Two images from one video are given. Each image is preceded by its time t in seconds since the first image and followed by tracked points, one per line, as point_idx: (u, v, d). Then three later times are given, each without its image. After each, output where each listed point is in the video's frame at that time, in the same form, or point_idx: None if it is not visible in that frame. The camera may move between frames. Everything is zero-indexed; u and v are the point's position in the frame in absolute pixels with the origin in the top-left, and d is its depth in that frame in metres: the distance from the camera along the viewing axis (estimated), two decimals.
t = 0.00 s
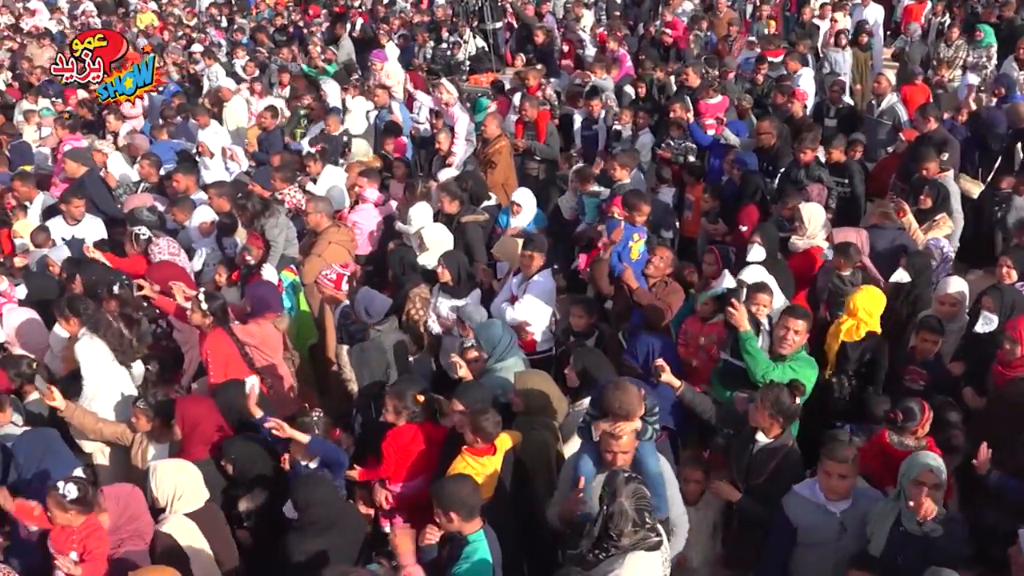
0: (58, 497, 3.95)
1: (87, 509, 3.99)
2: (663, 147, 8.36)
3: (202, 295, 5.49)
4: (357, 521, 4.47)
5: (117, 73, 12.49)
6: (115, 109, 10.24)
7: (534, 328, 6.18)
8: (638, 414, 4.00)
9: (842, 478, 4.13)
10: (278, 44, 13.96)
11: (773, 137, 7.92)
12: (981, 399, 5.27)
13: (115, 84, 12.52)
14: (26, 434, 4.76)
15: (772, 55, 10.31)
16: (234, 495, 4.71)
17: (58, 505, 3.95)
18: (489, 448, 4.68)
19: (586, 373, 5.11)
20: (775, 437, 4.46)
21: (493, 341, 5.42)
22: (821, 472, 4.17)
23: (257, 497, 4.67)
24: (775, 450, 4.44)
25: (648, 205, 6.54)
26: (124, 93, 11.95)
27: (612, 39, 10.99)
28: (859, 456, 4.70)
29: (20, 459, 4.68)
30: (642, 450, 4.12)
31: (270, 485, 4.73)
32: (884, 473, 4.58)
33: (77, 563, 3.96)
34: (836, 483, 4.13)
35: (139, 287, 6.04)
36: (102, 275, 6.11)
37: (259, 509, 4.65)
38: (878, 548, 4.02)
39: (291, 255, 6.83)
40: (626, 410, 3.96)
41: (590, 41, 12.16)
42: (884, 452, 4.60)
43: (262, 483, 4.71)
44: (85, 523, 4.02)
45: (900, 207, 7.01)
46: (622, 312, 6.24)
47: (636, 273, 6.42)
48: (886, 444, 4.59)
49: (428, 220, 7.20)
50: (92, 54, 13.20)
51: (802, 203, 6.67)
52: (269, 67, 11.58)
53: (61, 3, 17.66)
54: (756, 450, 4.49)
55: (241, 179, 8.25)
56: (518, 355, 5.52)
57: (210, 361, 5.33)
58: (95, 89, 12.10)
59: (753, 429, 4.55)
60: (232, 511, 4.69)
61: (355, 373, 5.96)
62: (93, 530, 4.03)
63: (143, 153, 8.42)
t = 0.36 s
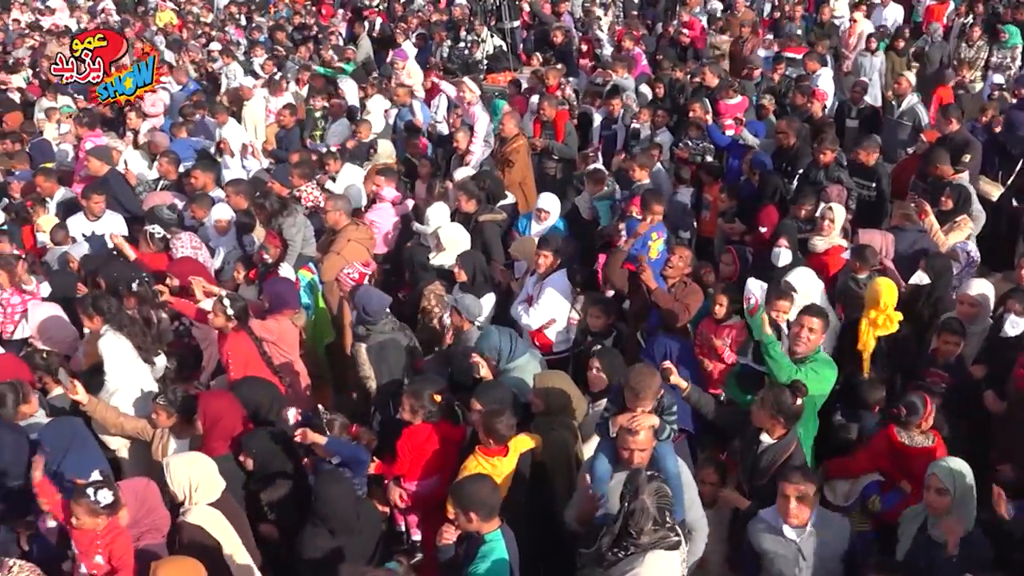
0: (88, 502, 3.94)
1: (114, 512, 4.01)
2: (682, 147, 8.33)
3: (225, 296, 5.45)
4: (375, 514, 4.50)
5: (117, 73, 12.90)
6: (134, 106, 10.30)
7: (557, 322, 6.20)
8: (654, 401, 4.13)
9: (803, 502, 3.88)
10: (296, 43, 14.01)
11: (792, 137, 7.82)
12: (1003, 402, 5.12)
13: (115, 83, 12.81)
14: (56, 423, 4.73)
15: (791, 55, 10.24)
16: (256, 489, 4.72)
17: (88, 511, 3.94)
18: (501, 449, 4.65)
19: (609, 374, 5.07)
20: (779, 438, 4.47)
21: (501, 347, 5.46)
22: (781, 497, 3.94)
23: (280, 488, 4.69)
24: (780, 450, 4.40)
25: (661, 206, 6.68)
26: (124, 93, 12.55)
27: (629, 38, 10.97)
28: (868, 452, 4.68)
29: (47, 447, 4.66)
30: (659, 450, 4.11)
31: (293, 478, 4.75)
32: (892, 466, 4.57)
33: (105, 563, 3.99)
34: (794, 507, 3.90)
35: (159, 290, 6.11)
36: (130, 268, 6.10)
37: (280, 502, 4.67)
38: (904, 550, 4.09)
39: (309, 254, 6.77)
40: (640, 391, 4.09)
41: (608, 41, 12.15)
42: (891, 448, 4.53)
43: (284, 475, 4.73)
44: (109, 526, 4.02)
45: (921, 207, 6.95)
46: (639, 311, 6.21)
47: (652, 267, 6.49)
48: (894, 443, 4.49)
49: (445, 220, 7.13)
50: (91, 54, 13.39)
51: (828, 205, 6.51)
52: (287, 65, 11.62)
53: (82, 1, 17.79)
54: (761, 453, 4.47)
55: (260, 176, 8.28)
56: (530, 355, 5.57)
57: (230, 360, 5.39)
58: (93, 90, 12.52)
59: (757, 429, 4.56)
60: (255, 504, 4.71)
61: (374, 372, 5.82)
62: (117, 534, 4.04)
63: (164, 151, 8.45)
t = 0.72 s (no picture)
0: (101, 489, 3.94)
1: (126, 502, 3.99)
2: (701, 147, 8.29)
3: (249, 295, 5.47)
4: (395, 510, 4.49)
5: (116, 72, 12.77)
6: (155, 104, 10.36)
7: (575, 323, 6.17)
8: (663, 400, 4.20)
9: (795, 516, 3.75)
10: (314, 41, 14.03)
11: (813, 137, 7.76)
12: None
13: (115, 83, 12.61)
14: (80, 419, 4.79)
15: (812, 55, 10.16)
16: (275, 485, 4.74)
17: (104, 501, 3.93)
18: (521, 447, 4.64)
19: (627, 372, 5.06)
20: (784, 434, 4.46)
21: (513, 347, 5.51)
22: (773, 509, 3.83)
23: (299, 484, 4.68)
24: (784, 445, 4.42)
25: (681, 201, 6.70)
26: (123, 93, 12.43)
27: (648, 37, 10.92)
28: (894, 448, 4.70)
29: (71, 441, 4.74)
30: (673, 448, 4.19)
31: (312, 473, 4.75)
32: (921, 464, 4.55)
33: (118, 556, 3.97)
34: (784, 522, 3.77)
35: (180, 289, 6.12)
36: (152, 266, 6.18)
37: (301, 498, 4.66)
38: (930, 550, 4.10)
39: (326, 252, 6.79)
40: (647, 395, 4.20)
41: (627, 39, 12.10)
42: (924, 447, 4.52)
43: (303, 471, 4.73)
44: (120, 516, 4.01)
45: (944, 208, 6.87)
46: (658, 312, 6.19)
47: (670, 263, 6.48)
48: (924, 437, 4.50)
49: (466, 219, 7.12)
50: (90, 54, 13.13)
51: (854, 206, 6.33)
52: (306, 64, 11.64)
53: None
54: (764, 450, 4.49)
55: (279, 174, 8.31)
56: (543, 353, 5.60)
57: (251, 357, 5.42)
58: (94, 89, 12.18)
59: (762, 425, 4.56)
60: (275, 500, 4.70)
61: (395, 369, 5.71)
62: (128, 523, 4.02)
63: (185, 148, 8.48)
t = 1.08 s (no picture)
0: (119, 478, 3.95)
1: (144, 494, 3.98)
2: (722, 147, 8.26)
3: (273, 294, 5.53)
4: (417, 511, 4.47)
5: (116, 73, 12.28)
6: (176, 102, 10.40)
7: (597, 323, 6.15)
8: (666, 411, 3.99)
9: (809, 562, 3.36)
10: (333, 39, 14.07)
11: (834, 137, 7.67)
12: None
13: (115, 83, 12.23)
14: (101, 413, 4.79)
15: (834, 55, 10.10)
16: (294, 481, 4.77)
17: (125, 491, 3.93)
18: (547, 443, 4.63)
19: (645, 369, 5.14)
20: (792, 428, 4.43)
21: (539, 342, 5.50)
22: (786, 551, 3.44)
23: (314, 484, 4.71)
24: (793, 440, 4.39)
25: (704, 200, 6.68)
26: (123, 95, 11.94)
27: (668, 36, 10.88)
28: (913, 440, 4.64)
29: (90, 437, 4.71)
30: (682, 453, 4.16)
31: (329, 473, 4.76)
32: (942, 457, 4.50)
33: (141, 551, 3.93)
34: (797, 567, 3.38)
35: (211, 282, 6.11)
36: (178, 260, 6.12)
37: (316, 498, 4.68)
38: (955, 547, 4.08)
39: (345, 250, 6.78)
40: (649, 403, 3.98)
41: (647, 39, 12.07)
42: (944, 441, 4.49)
43: (320, 471, 4.75)
44: (142, 508, 4.00)
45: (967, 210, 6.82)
46: (679, 311, 6.16)
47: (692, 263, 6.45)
48: (943, 431, 4.49)
49: (486, 219, 7.17)
50: (90, 54, 13.03)
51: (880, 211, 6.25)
52: (326, 62, 11.66)
53: None
54: (773, 442, 4.47)
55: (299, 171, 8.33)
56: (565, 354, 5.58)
57: (274, 354, 5.45)
58: (93, 90, 11.80)
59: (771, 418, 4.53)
60: (291, 497, 4.75)
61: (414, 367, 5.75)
62: (150, 516, 4.01)
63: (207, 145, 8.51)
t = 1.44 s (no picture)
0: (151, 481, 4.02)
1: (175, 496, 4.06)
2: (742, 148, 8.24)
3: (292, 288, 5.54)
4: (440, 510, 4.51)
5: (116, 73, 12.95)
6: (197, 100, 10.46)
7: (617, 325, 6.15)
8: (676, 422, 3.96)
9: None
10: (353, 38, 14.14)
11: (856, 138, 7.68)
12: None
13: (115, 83, 12.85)
14: (126, 408, 4.80)
15: (855, 55, 10.07)
16: (311, 476, 4.89)
17: (160, 495, 4.01)
18: (572, 441, 4.65)
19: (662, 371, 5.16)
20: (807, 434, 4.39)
21: (564, 341, 5.45)
22: None
23: (331, 481, 4.81)
24: (805, 448, 4.35)
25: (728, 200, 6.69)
26: (124, 94, 12.58)
27: (687, 36, 10.86)
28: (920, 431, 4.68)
29: (115, 435, 4.71)
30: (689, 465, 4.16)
31: (348, 470, 4.85)
32: (948, 449, 4.56)
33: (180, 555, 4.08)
34: None
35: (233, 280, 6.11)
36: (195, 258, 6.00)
37: (331, 494, 4.80)
38: (977, 550, 4.06)
39: (363, 249, 6.79)
40: (656, 418, 3.92)
41: (666, 38, 12.06)
42: (950, 434, 4.54)
43: (338, 468, 4.83)
44: (175, 510, 4.11)
45: (991, 211, 6.73)
46: (699, 312, 6.15)
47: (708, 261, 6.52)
48: (950, 425, 4.53)
49: (506, 217, 7.13)
50: (91, 54, 13.31)
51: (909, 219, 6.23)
52: (345, 61, 11.69)
53: None
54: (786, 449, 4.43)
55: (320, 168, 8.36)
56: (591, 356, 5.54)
57: (295, 349, 5.46)
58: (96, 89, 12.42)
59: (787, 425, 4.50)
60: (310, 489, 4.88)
61: (433, 367, 5.71)
62: (182, 518, 4.13)
63: (227, 143, 8.57)
